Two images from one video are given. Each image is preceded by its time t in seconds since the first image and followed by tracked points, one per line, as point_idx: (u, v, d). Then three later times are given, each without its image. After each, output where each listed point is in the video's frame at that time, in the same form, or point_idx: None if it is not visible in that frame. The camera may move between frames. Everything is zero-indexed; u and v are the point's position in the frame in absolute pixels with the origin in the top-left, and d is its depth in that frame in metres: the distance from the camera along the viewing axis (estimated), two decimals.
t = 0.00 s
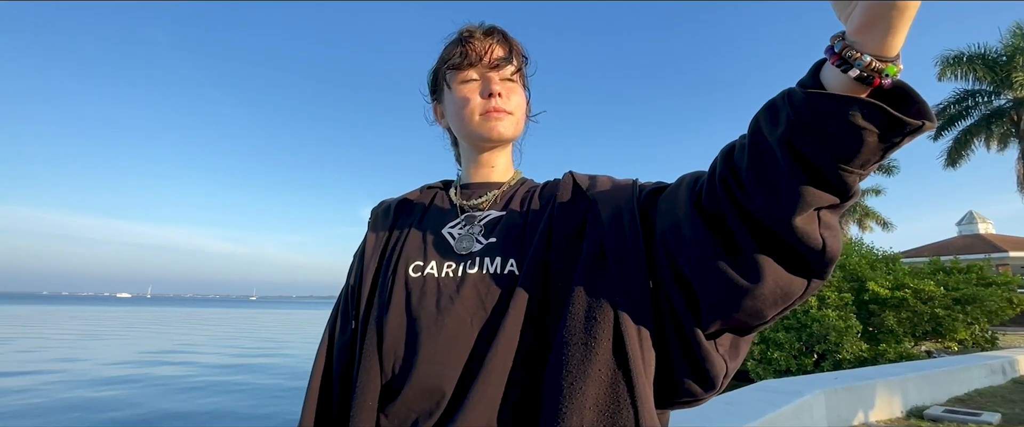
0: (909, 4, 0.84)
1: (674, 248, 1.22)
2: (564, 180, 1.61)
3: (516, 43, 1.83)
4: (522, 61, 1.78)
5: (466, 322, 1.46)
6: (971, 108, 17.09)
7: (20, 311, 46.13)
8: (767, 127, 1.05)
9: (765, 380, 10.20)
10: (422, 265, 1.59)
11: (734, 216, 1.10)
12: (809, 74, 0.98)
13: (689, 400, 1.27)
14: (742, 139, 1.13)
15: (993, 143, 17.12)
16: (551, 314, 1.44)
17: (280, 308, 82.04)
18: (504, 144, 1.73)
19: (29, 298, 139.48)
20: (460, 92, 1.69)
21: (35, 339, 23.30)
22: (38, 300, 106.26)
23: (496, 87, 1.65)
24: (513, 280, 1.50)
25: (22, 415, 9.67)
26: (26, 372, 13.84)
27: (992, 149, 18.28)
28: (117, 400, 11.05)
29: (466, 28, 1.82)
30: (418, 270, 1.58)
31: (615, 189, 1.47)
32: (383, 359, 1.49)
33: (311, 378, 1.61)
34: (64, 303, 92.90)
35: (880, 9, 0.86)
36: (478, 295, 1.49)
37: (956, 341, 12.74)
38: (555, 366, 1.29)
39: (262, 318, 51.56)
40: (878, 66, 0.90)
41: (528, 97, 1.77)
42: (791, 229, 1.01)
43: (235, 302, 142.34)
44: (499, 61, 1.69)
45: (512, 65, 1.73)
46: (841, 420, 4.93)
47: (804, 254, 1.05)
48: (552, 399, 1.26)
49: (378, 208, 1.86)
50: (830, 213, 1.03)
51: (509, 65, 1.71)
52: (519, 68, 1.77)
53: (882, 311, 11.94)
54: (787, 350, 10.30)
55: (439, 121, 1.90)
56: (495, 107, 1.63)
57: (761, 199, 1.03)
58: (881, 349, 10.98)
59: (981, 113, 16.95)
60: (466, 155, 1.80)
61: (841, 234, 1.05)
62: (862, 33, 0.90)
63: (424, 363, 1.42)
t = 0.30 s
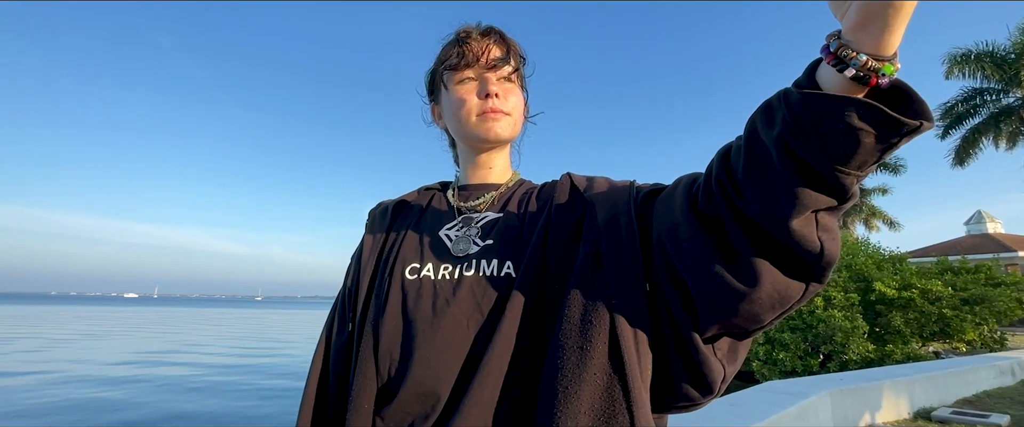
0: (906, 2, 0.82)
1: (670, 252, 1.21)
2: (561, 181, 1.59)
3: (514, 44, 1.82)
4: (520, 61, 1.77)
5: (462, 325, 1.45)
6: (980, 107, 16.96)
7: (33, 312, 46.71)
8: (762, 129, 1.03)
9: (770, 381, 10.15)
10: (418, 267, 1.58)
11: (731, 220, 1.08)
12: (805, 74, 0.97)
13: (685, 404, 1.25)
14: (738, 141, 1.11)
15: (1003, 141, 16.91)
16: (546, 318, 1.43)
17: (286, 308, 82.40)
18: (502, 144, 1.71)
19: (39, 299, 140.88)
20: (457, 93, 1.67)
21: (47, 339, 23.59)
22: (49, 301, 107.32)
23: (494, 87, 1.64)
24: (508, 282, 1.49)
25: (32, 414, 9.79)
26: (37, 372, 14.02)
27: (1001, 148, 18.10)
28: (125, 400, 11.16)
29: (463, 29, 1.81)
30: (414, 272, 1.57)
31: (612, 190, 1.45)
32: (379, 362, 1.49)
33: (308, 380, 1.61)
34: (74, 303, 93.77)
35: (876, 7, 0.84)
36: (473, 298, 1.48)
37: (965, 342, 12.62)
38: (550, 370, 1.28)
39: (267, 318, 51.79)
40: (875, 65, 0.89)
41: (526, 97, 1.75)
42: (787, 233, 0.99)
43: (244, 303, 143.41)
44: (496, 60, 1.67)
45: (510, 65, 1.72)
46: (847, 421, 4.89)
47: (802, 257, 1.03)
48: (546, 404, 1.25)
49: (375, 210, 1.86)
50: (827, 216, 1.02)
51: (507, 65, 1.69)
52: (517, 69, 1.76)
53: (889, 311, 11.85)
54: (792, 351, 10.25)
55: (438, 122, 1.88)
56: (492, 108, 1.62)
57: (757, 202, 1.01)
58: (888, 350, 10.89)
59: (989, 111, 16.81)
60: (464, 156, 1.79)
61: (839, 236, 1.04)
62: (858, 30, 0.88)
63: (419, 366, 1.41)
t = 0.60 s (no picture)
0: None
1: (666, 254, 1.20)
2: (560, 183, 1.59)
3: (512, 44, 1.80)
4: (518, 61, 1.74)
5: (458, 327, 1.45)
6: (989, 105, 16.79)
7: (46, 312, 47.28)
8: (759, 130, 1.01)
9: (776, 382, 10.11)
10: (415, 270, 1.57)
11: (728, 222, 1.07)
12: (801, 74, 0.95)
13: (684, 408, 1.24)
14: (735, 142, 1.09)
15: (1012, 139, 16.70)
16: (543, 321, 1.42)
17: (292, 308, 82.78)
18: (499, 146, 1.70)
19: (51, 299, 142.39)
20: (455, 94, 1.66)
21: (59, 339, 23.90)
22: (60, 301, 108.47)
23: (491, 89, 1.62)
24: (505, 285, 1.48)
25: (42, 414, 9.91)
26: (48, 372, 14.21)
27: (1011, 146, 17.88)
28: (133, 401, 11.28)
29: (460, 30, 1.80)
30: (410, 274, 1.57)
31: (610, 192, 1.44)
32: (376, 364, 1.48)
33: (305, 383, 1.60)
34: (85, 303, 94.73)
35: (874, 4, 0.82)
36: (469, 301, 1.48)
37: (974, 343, 12.48)
38: (546, 373, 1.26)
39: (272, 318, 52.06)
40: (871, 64, 0.87)
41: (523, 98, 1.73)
42: (783, 235, 0.98)
43: (251, 303, 144.23)
44: (494, 61, 1.65)
45: (508, 66, 1.69)
46: (854, 423, 4.84)
47: (800, 261, 1.01)
48: (542, 407, 1.24)
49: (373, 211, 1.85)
50: (825, 218, 1.00)
51: (505, 67, 1.67)
52: (516, 70, 1.74)
53: (896, 312, 11.75)
54: (798, 351, 10.20)
55: (436, 122, 1.86)
56: (489, 109, 1.61)
57: (754, 203, 1.00)
58: (896, 351, 10.80)
59: (998, 109, 16.61)
60: (462, 158, 1.78)
61: (838, 239, 1.02)
62: (853, 29, 0.87)
63: (415, 369, 1.41)
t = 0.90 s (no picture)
0: None
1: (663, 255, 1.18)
2: (557, 184, 1.57)
3: (509, 44, 1.78)
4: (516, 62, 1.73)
5: (454, 330, 1.44)
6: (998, 103, 16.59)
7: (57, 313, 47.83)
8: (755, 130, 1.00)
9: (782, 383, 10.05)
10: (411, 271, 1.56)
11: (725, 224, 1.05)
12: (797, 73, 0.93)
13: (680, 411, 1.22)
14: (731, 142, 1.08)
15: (1023, 137, 16.46)
16: (539, 323, 1.41)
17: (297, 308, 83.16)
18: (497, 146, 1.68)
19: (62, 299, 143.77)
20: (452, 96, 1.63)
21: (69, 339, 24.15)
22: (71, 301, 109.54)
23: (489, 91, 1.60)
24: (502, 287, 1.46)
25: (50, 414, 10.01)
26: (57, 372, 14.36)
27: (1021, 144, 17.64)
28: (135, 401, 11.32)
29: (458, 31, 1.78)
30: (407, 276, 1.56)
31: (607, 192, 1.42)
32: (372, 366, 1.48)
33: (303, 384, 1.59)
34: (96, 304, 95.61)
35: None
36: (465, 303, 1.47)
37: (983, 344, 12.36)
38: (541, 376, 1.25)
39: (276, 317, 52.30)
40: (868, 62, 0.85)
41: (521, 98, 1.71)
42: (780, 237, 0.96)
43: (258, 303, 145.07)
44: (491, 61, 1.63)
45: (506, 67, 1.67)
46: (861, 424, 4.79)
47: (796, 264, 1.00)
48: (537, 411, 1.23)
49: (370, 213, 1.84)
50: (822, 219, 0.98)
51: (503, 66, 1.65)
52: (513, 70, 1.72)
53: (904, 312, 11.68)
54: (804, 352, 10.17)
55: (432, 124, 1.84)
56: (486, 110, 1.59)
57: (749, 205, 0.98)
58: (903, 352, 10.72)
59: (1008, 107, 16.41)
60: (460, 160, 1.76)
61: (835, 241, 1.00)
62: (848, 26, 0.84)
63: (411, 372, 1.40)
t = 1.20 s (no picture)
0: None
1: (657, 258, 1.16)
2: (554, 185, 1.56)
3: (505, 43, 1.76)
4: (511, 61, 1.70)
5: (448, 334, 1.43)
6: (1008, 101, 16.39)
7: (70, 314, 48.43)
8: (749, 131, 0.97)
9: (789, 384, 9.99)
10: (406, 274, 1.55)
11: (718, 228, 1.03)
12: (791, 72, 0.90)
13: (677, 416, 1.20)
14: (727, 143, 1.05)
15: None
16: (535, 327, 1.40)
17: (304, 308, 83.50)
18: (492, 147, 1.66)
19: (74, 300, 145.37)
20: (448, 96, 1.61)
21: (81, 340, 24.44)
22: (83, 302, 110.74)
23: (484, 93, 1.59)
24: (497, 290, 1.45)
25: (60, 414, 10.11)
26: (69, 372, 14.54)
27: None
28: (139, 402, 11.34)
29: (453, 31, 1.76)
30: (402, 279, 1.55)
31: (604, 194, 1.40)
32: (367, 368, 1.47)
33: (299, 387, 1.59)
34: (107, 304, 96.60)
35: None
36: (459, 305, 1.45)
37: (993, 344, 12.21)
38: (535, 380, 1.23)
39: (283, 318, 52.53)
40: (865, 60, 0.82)
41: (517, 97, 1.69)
42: (774, 241, 0.94)
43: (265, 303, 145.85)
44: (487, 61, 1.61)
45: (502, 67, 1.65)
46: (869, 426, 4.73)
47: (792, 267, 0.98)
48: (530, 416, 1.21)
49: (368, 215, 1.83)
50: (818, 221, 0.96)
51: (498, 67, 1.63)
52: (510, 70, 1.71)
53: (913, 312, 11.56)
54: (811, 353, 10.09)
55: (430, 124, 1.82)
56: (482, 110, 1.57)
57: (745, 206, 0.96)
58: (912, 353, 10.62)
59: (1018, 104, 16.20)
60: (457, 161, 1.74)
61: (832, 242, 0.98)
62: (844, 22, 0.82)
63: (405, 375, 1.39)
